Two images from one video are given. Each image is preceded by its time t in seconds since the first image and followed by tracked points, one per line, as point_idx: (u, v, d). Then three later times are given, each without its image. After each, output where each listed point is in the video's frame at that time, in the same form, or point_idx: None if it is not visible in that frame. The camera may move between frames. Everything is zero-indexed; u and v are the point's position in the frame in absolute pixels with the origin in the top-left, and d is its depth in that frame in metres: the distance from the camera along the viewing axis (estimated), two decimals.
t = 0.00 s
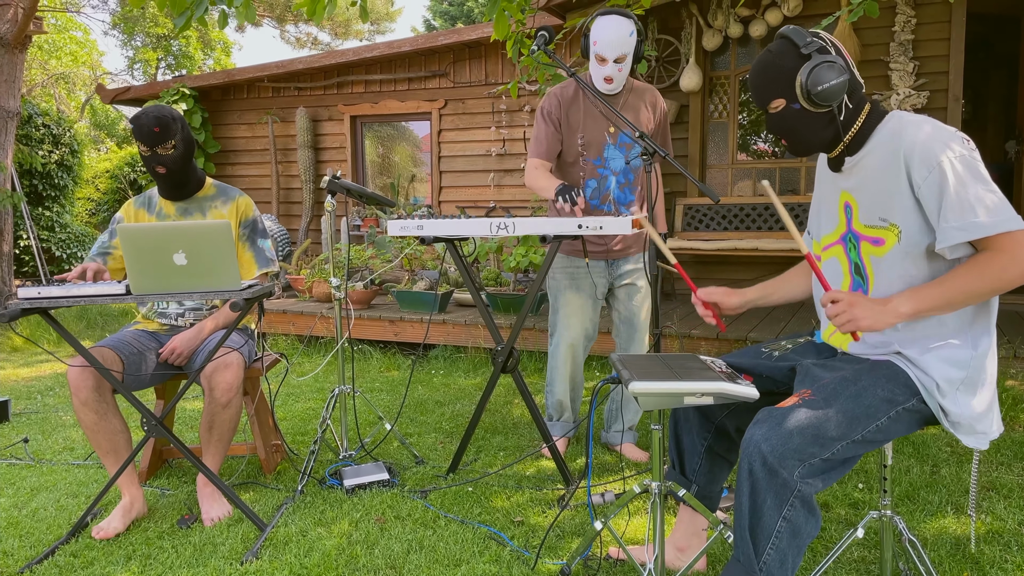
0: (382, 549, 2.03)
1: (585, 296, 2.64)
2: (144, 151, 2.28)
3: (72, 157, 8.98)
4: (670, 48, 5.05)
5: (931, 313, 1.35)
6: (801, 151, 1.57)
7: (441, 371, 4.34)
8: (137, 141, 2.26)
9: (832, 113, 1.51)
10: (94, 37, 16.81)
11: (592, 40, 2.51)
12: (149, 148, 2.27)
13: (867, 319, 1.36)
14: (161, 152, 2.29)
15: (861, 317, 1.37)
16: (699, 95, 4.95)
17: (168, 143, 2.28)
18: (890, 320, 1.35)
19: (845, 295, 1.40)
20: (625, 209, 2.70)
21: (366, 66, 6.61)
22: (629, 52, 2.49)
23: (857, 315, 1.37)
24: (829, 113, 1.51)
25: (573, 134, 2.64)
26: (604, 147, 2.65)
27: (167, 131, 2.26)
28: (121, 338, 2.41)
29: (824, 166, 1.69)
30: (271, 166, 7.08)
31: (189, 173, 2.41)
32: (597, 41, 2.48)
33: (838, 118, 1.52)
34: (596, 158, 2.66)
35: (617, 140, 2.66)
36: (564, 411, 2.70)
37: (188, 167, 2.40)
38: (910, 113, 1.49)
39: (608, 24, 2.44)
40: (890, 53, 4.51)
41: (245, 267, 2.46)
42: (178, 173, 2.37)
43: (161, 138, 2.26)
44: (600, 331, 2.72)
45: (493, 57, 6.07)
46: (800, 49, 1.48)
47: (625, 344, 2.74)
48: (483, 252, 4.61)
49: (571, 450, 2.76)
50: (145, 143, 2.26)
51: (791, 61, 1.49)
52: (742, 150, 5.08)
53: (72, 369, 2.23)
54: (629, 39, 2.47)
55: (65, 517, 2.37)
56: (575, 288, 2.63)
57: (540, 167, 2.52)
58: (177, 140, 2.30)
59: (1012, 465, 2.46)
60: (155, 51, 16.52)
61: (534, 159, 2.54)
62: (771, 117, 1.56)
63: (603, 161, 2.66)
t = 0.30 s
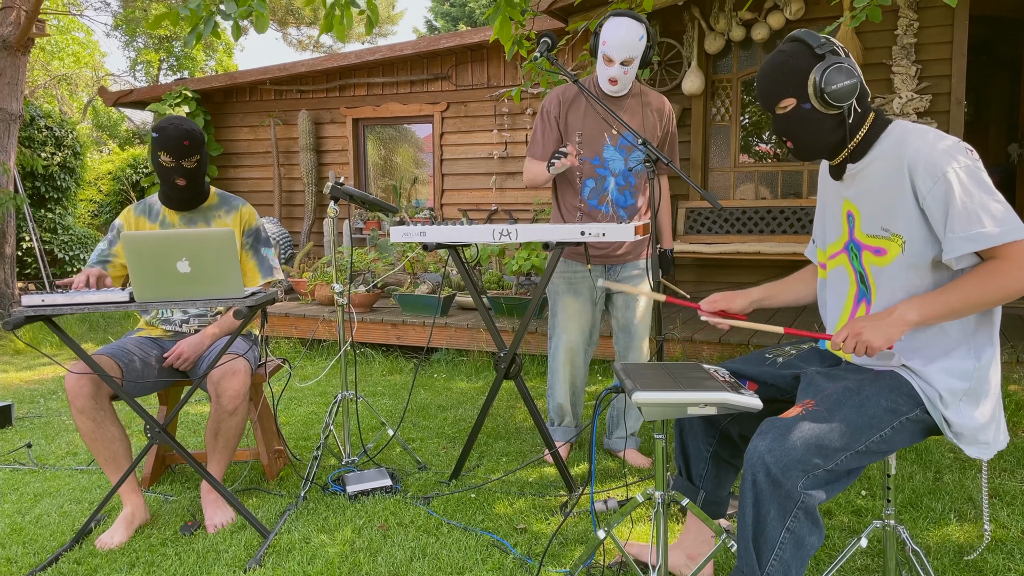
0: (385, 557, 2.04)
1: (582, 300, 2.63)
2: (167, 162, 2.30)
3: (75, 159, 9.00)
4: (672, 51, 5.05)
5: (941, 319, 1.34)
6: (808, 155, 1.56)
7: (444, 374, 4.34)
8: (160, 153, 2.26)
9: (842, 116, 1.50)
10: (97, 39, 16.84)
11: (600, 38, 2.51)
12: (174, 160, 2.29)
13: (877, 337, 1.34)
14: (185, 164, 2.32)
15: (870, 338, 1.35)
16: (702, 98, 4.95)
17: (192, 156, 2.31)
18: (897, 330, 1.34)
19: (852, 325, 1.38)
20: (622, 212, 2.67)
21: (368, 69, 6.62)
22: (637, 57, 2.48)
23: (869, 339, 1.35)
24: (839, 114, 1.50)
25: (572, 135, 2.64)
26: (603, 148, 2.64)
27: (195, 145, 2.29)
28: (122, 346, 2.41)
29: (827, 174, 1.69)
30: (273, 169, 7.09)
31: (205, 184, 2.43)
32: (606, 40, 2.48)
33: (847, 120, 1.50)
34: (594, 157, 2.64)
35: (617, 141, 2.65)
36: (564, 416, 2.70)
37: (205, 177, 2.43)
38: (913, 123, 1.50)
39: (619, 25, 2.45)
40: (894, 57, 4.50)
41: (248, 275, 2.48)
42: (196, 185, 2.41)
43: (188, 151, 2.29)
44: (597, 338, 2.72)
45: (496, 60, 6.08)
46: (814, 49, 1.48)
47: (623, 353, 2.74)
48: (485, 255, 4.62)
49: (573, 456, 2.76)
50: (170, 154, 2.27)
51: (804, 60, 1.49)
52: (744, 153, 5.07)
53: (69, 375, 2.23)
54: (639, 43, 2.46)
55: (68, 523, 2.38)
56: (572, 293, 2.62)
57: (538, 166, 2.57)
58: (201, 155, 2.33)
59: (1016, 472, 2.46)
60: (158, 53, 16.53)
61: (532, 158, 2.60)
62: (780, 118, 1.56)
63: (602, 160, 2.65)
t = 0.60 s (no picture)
0: (388, 564, 2.04)
1: (587, 308, 2.64)
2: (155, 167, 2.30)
3: (77, 161, 9.00)
4: (675, 54, 5.03)
5: (943, 332, 1.34)
6: (804, 167, 1.57)
7: (446, 378, 4.34)
8: (146, 156, 2.28)
9: (839, 131, 1.51)
10: (99, 40, 16.86)
11: (587, 53, 2.52)
12: (158, 165, 2.29)
13: (879, 351, 1.33)
14: (169, 169, 2.31)
15: (872, 351, 1.35)
16: (703, 101, 4.94)
17: (176, 162, 2.30)
18: (899, 344, 1.33)
19: (852, 339, 1.37)
20: (626, 218, 2.67)
21: (369, 72, 6.61)
22: (624, 66, 2.50)
23: (871, 353, 1.34)
24: (836, 130, 1.51)
25: (573, 144, 2.65)
26: (603, 156, 2.64)
27: (178, 151, 2.27)
28: (126, 351, 2.42)
29: (827, 184, 1.69)
30: (275, 171, 7.09)
31: (199, 190, 2.42)
32: (592, 55, 2.49)
33: (844, 135, 1.52)
34: (595, 166, 2.65)
35: (617, 148, 2.64)
36: (567, 423, 2.70)
37: (198, 183, 2.41)
38: (913, 134, 1.50)
39: (603, 39, 2.45)
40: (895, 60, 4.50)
41: (251, 281, 2.48)
42: (187, 190, 2.39)
43: (171, 156, 2.28)
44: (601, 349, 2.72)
45: (498, 63, 6.09)
46: (810, 65, 1.48)
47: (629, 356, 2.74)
48: (487, 259, 4.62)
49: (575, 461, 2.76)
50: (155, 159, 2.28)
51: (799, 76, 1.49)
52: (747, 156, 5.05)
53: (76, 383, 2.24)
54: (624, 53, 2.48)
55: (72, 529, 2.38)
56: (577, 301, 2.62)
57: (537, 179, 2.57)
58: (187, 161, 2.31)
59: (1018, 478, 2.46)
60: (159, 54, 16.53)
61: (529, 168, 2.60)
62: (776, 132, 1.57)
63: (602, 169, 2.65)
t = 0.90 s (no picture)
0: (389, 569, 2.05)
1: (595, 314, 2.65)
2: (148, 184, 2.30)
3: (79, 163, 9.01)
4: (675, 57, 5.05)
5: (943, 341, 1.35)
6: (811, 180, 1.57)
7: (447, 381, 4.35)
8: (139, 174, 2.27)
9: (839, 141, 1.51)
10: (100, 42, 16.87)
11: (599, 58, 2.53)
12: (150, 183, 2.28)
13: (878, 359, 1.34)
14: (162, 186, 2.29)
15: (873, 361, 1.35)
16: (704, 104, 4.95)
17: (167, 179, 2.28)
18: (897, 351, 1.35)
19: (852, 346, 1.38)
20: (635, 221, 2.69)
21: (371, 75, 6.62)
22: (636, 72, 2.51)
23: (869, 361, 1.35)
24: (836, 140, 1.50)
25: (583, 147, 2.65)
26: (614, 159, 2.65)
27: (165, 169, 2.25)
28: (131, 356, 2.42)
29: (833, 191, 1.70)
30: (276, 174, 7.10)
31: (199, 197, 2.40)
32: (605, 60, 2.50)
33: (845, 146, 1.51)
34: (606, 170, 2.65)
35: (627, 151, 2.64)
36: (570, 427, 2.70)
37: (196, 192, 2.39)
38: (917, 143, 1.50)
39: (615, 43, 2.48)
40: (895, 64, 4.51)
41: (257, 287, 2.49)
42: (184, 202, 2.38)
43: (161, 174, 2.26)
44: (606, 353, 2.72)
45: (499, 65, 6.09)
46: (802, 79, 1.49)
47: (631, 364, 2.75)
48: (488, 262, 4.63)
49: (576, 466, 2.77)
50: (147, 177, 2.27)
51: (794, 92, 1.50)
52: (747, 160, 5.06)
53: (81, 388, 2.24)
54: (637, 58, 2.49)
55: (74, 534, 2.39)
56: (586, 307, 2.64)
57: (545, 183, 2.60)
58: (177, 175, 2.29)
59: (1018, 483, 2.46)
60: (160, 55, 16.54)
61: (539, 173, 2.62)
62: (778, 148, 1.56)
63: (612, 172, 2.66)
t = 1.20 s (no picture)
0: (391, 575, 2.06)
1: (590, 319, 2.65)
2: (172, 184, 2.33)
3: (80, 164, 9.03)
4: (676, 61, 5.08)
5: (928, 356, 1.36)
6: (804, 193, 1.58)
7: (448, 384, 4.36)
8: (167, 172, 2.30)
9: (834, 156, 1.52)
10: (102, 44, 16.91)
11: (602, 66, 2.54)
12: (177, 183, 2.31)
13: (867, 371, 1.37)
14: (188, 191, 2.34)
15: (860, 373, 1.38)
16: (705, 108, 4.96)
17: (197, 184, 2.33)
18: (886, 364, 1.37)
19: (841, 360, 1.41)
20: (628, 231, 2.69)
21: (372, 77, 6.64)
22: (637, 83, 2.53)
23: (858, 373, 1.38)
24: (831, 155, 1.52)
25: (580, 154, 2.66)
26: (610, 168, 2.65)
27: (200, 175, 2.30)
28: (131, 363, 2.43)
29: (827, 204, 1.71)
30: (278, 176, 7.12)
31: (211, 208, 2.45)
32: (608, 68, 2.51)
33: (839, 160, 1.53)
34: (602, 177, 2.66)
35: (624, 161, 2.66)
36: (570, 431, 2.70)
37: (211, 203, 2.44)
38: (910, 156, 1.51)
39: (619, 53, 2.48)
40: (896, 67, 4.52)
41: (257, 293, 2.50)
42: (197, 210, 2.42)
43: (193, 179, 2.31)
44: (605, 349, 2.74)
45: (500, 68, 6.10)
46: (796, 95, 1.50)
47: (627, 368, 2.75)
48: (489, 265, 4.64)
49: (577, 471, 2.78)
50: (175, 176, 2.30)
51: (787, 107, 1.52)
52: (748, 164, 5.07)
53: (81, 395, 2.25)
54: (639, 69, 2.50)
55: (77, 539, 2.40)
56: (581, 311, 2.64)
57: (543, 188, 2.58)
58: (205, 184, 2.35)
59: (1018, 488, 2.47)
60: (162, 56, 16.55)
61: (537, 176, 2.60)
62: (773, 163, 1.58)
63: (608, 181, 2.66)
